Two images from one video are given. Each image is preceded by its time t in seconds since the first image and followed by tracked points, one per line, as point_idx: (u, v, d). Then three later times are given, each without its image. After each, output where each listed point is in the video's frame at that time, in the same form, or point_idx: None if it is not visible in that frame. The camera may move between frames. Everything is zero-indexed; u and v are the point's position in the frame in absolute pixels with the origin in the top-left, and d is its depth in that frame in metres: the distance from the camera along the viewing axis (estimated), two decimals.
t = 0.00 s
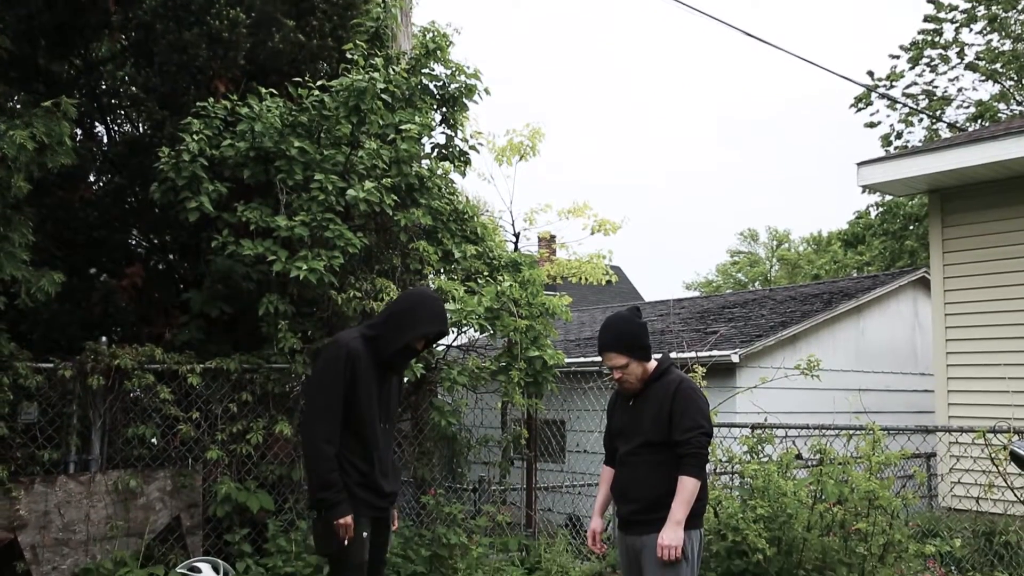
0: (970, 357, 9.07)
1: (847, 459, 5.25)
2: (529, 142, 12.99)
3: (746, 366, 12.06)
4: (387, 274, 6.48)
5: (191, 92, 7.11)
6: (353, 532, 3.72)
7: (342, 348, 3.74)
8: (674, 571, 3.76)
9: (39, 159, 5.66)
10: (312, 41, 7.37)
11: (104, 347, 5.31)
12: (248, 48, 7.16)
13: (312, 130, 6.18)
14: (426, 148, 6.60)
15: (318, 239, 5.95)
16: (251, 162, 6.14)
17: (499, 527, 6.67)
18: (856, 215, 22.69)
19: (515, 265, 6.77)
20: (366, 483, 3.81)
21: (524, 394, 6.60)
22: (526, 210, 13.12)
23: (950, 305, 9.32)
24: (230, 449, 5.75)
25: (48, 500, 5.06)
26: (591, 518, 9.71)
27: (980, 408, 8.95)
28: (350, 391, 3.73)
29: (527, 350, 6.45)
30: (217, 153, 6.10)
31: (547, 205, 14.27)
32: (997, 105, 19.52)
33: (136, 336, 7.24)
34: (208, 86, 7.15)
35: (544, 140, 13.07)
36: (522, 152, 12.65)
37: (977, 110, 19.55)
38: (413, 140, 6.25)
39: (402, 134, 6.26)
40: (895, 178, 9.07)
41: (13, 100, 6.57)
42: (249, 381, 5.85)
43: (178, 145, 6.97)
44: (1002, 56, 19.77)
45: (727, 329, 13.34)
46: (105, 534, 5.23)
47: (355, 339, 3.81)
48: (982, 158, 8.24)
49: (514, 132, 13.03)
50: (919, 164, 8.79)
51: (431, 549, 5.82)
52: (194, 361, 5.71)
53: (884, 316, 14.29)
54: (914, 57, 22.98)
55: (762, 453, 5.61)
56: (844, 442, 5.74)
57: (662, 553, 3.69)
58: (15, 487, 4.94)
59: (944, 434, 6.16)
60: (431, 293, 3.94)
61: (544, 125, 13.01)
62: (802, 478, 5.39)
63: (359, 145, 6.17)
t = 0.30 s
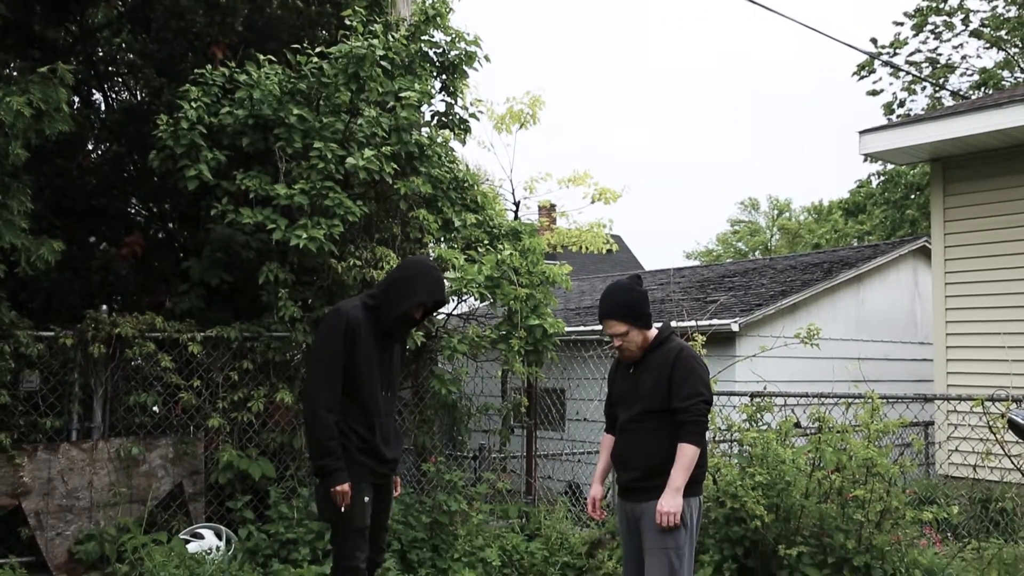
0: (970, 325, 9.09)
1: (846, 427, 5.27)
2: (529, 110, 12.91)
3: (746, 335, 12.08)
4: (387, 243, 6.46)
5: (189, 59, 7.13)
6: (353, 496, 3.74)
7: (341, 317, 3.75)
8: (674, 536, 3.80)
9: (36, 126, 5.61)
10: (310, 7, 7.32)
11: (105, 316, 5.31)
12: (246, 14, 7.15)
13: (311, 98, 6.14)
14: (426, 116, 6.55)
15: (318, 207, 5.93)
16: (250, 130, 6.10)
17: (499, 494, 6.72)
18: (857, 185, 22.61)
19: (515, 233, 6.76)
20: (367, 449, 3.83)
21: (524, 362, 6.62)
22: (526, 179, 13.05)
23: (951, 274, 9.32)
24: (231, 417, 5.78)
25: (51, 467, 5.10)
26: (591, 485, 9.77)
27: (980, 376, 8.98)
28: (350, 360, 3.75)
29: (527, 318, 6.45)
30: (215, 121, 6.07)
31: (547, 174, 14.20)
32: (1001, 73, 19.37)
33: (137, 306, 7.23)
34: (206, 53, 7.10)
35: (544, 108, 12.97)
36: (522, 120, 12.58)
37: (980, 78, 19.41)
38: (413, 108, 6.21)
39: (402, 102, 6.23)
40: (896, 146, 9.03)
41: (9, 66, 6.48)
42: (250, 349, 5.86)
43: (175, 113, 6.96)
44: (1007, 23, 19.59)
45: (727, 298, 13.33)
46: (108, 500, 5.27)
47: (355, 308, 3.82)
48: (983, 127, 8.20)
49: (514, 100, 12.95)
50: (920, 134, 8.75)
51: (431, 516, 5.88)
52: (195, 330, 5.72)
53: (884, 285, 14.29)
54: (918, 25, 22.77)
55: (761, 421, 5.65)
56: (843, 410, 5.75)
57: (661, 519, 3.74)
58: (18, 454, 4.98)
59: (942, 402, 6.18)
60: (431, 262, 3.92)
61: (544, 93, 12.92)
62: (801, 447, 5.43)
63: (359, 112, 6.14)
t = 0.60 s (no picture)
0: (970, 295, 9.09)
1: (845, 396, 5.28)
2: (529, 79, 12.80)
3: (746, 305, 12.08)
4: (387, 212, 6.43)
5: (186, 26, 7.07)
6: (351, 466, 3.75)
7: (328, 291, 3.74)
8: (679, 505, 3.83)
9: (33, 94, 5.56)
10: None
11: (105, 285, 5.31)
12: None
13: (310, 66, 6.10)
14: (425, 84, 6.50)
15: (317, 176, 5.91)
16: (249, 99, 6.06)
17: (499, 462, 6.76)
18: (858, 154, 22.51)
19: (516, 202, 6.74)
20: (364, 419, 3.83)
21: (524, 332, 6.64)
22: (525, 149, 12.98)
23: (951, 244, 9.31)
24: (232, 386, 5.80)
25: (54, 436, 5.13)
26: (590, 453, 9.84)
27: (979, 346, 9.00)
28: (339, 333, 3.75)
29: (527, 288, 6.46)
30: (213, 89, 6.01)
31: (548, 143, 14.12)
32: (1005, 41, 19.20)
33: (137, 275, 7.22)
34: (204, 21, 7.00)
35: (544, 77, 12.86)
36: (523, 89, 12.48)
37: (984, 46, 19.25)
38: (413, 76, 6.17)
39: (401, 70, 6.18)
40: (899, 116, 8.98)
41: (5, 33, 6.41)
42: (250, 319, 5.87)
43: (172, 81, 6.90)
44: None
45: (727, 268, 13.32)
46: (110, 469, 5.31)
47: (343, 281, 3.82)
48: (986, 96, 8.15)
49: (515, 69, 12.84)
50: (923, 103, 8.70)
51: (432, 484, 5.92)
52: (195, 300, 5.72)
53: (884, 255, 14.27)
54: None
55: (760, 390, 5.67)
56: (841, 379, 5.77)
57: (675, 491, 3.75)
58: (21, 422, 5.01)
59: (941, 371, 6.18)
60: (414, 230, 3.88)
61: (544, 62, 12.80)
62: (800, 415, 5.45)
63: (358, 80, 6.09)
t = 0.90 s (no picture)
0: (970, 263, 9.09)
1: (843, 363, 5.29)
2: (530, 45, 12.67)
3: (746, 272, 12.08)
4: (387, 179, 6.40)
5: None
6: (346, 432, 3.75)
7: (320, 258, 3.77)
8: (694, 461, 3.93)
9: (29, 60, 5.51)
10: None
11: (105, 253, 5.30)
12: None
13: (309, 31, 6.04)
14: (424, 50, 6.45)
15: (317, 143, 5.87)
16: (247, 65, 6.00)
17: (500, 429, 6.80)
18: (861, 121, 22.38)
19: (516, 169, 6.71)
20: (361, 386, 3.83)
21: (525, 299, 6.64)
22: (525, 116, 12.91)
23: (953, 211, 9.29)
24: (233, 353, 5.81)
25: (56, 402, 5.15)
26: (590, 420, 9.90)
27: (978, 314, 9.01)
28: (332, 300, 3.77)
29: (527, 255, 6.47)
30: (210, 55, 5.95)
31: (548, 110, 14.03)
32: (1011, 6, 19.00)
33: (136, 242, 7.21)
34: None
35: (544, 43, 12.74)
36: (523, 55, 12.35)
37: (990, 11, 19.05)
38: (412, 42, 6.11)
39: (400, 36, 6.12)
40: (902, 82, 8.91)
41: None
42: (250, 286, 5.88)
43: (170, 46, 6.83)
44: None
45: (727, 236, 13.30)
46: (113, 435, 5.33)
47: (337, 248, 3.83)
48: (990, 63, 8.08)
49: (515, 34, 12.73)
50: (926, 69, 8.63)
51: (433, 450, 5.96)
52: (195, 267, 5.72)
53: (885, 223, 14.23)
54: None
55: (760, 357, 5.69)
56: (841, 346, 5.78)
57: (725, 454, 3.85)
58: (23, 389, 5.04)
59: (941, 338, 6.15)
60: (407, 195, 3.85)
61: (544, 28, 12.68)
62: (799, 383, 5.47)
63: (357, 46, 6.04)
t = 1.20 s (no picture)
0: (971, 237, 9.07)
1: (843, 338, 5.29)
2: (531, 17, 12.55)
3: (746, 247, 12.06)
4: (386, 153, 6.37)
5: None
6: (347, 406, 3.77)
7: (319, 232, 3.77)
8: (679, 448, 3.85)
9: (25, 32, 5.45)
10: None
11: (104, 227, 5.28)
12: None
13: (307, 3, 5.97)
14: (423, 22, 6.39)
15: (316, 116, 5.83)
16: (245, 37, 5.94)
17: (500, 403, 6.83)
18: (863, 95, 22.26)
19: (516, 143, 6.67)
20: (362, 359, 3.83)
21: (525, 273, 6.64)
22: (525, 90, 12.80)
23: (954, 185, 9.25)
24: (234, 327, 5.82)
25: (58, 376, 5.16)
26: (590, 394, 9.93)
27: (978, 288, 9.02)
28: (331, 274, 3.77)
29: (527, 228, 6.48)
30: (208, 27, 5.89)
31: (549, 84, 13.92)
32: None
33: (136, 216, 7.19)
34: None
35: (545, 15, 12.61)
36: (523, 27, 12.23)
37: None
38: (412, 14, 6.09)
39: (399, 8, 6.08)
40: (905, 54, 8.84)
41: None
42: (250, 260, 5.87)
43: (167, 17, 6.75)
44: None
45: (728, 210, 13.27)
46: (114, 409, 5.35)
47: (336, 222, 3.82)
48: (994, 34, 8.01)
49: (516, 7, 12.60)
50: (930, 41, 8.56)
51: (433, 424, 5.99)
52: (194, 241, 5.71)
53: (887, 197, 14.19)
54: None
55: (760, 331, 5.69)
56: (840, 320, 5.77)
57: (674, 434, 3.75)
58: (24, 362, 5.04)
59: (941, 311, 6.04)
60: (405, 167, 3.84)
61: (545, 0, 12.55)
62: (799, 357, 5.47)
63: (356, 18, 5.98)
